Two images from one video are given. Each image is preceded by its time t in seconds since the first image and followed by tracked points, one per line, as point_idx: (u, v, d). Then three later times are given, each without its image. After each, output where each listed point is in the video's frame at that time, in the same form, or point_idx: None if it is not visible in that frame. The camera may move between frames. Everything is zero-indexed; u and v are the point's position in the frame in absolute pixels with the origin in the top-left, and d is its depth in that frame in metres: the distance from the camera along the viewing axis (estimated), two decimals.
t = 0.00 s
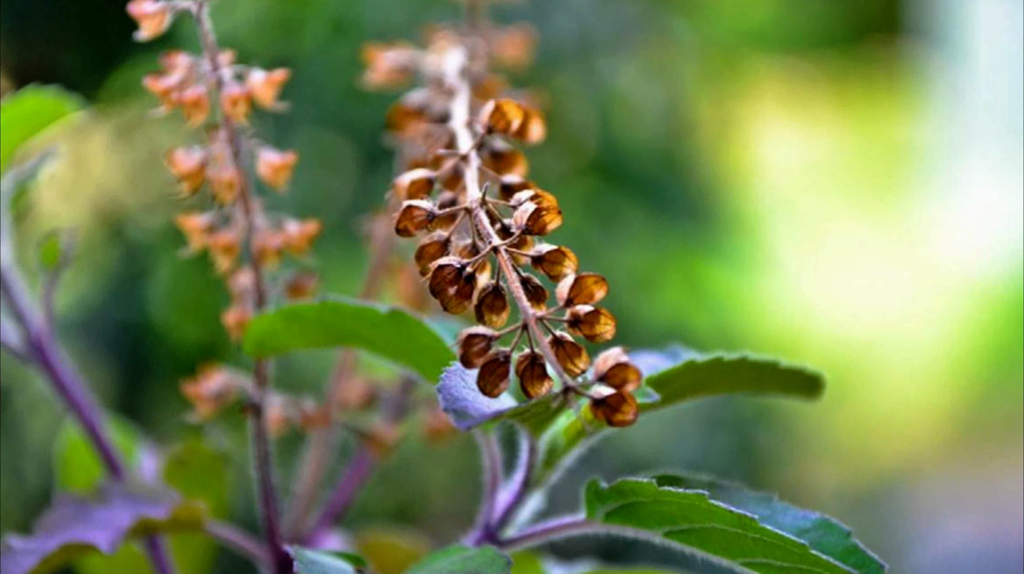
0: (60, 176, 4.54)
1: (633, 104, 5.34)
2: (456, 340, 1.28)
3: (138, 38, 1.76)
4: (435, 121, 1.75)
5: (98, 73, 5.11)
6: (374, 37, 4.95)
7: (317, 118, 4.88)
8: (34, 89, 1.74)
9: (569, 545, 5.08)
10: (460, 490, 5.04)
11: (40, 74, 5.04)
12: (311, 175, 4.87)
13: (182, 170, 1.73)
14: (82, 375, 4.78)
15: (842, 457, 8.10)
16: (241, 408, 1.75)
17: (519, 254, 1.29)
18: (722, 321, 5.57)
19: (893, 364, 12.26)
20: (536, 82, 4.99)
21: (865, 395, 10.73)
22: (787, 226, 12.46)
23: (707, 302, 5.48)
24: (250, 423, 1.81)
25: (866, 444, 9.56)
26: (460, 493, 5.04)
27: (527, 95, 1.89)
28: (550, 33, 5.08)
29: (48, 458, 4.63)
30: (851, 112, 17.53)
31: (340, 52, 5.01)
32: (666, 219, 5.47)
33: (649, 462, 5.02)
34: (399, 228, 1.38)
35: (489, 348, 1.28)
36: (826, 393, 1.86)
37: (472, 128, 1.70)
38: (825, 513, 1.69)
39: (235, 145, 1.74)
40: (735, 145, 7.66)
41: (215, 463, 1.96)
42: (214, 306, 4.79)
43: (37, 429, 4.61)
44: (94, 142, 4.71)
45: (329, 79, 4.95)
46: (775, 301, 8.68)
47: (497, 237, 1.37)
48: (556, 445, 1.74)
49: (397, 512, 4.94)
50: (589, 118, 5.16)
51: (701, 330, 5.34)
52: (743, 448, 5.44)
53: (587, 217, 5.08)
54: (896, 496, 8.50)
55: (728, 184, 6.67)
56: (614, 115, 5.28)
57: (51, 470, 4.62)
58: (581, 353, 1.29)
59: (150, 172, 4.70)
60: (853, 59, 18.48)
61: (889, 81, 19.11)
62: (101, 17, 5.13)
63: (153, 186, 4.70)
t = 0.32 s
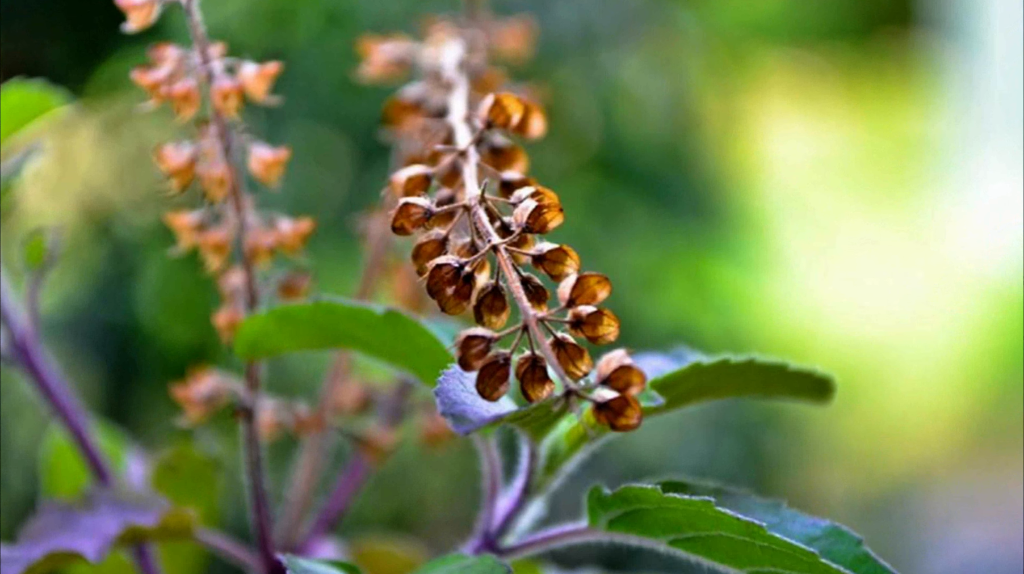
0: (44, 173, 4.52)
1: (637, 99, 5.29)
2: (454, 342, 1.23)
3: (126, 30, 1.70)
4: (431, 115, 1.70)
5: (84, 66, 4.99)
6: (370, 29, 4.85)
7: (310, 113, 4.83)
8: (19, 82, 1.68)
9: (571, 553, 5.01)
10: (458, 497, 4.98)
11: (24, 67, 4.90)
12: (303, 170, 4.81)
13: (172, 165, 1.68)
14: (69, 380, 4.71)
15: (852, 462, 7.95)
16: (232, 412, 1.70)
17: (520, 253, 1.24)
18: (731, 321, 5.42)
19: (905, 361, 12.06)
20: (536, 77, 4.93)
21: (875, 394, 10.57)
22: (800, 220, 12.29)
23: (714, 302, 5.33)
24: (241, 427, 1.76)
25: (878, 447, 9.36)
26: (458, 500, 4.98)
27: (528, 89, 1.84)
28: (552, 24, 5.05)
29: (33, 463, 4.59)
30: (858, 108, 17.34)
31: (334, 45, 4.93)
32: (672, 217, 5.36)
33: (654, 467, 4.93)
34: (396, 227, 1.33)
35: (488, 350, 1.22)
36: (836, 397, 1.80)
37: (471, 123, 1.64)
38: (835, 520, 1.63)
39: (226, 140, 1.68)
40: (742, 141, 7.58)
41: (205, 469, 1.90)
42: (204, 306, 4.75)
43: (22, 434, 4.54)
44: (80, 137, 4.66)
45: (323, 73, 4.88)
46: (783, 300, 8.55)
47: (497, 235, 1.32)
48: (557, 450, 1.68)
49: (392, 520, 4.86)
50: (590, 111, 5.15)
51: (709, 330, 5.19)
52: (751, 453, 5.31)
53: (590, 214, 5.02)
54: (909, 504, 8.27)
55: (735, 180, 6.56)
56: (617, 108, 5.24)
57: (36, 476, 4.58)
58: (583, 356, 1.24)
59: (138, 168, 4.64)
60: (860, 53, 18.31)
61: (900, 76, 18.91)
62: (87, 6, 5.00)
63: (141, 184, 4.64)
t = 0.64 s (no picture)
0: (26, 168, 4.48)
1: (643, 94, 5.08)
2: (452, 343, 1.17)
3: (112, 22, 1.64)
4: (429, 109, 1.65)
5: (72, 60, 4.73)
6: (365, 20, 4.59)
7: (302, 107, 4.50)
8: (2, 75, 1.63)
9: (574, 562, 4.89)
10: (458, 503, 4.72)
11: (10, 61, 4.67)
12: (296, 168, 4.50)
13: (160, 162, 1.62)
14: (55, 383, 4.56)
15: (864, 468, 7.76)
16: (222, 416, 1.64)
17: (520, 251, 1.18)
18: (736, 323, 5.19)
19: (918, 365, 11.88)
20: (537, 68, 4.70)
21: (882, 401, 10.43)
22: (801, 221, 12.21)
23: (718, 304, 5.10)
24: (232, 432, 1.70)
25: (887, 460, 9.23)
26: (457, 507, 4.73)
27: (528, 83, 1.78)
28: (555, 16, 4.78)
29: (17, 470, 4.52)
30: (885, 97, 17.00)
31: (329, 36, 4.62)
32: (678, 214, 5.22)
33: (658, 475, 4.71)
34: (392, 224, 1.27)
35: (487, 352, 1.17)
36: (847, 401, 1.75)
37: (470, 118, 1.59)
38: (847, 527, 1.57)
39: (216, 135, 1.62)
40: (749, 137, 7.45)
41: (195, 475, 1.84)
42: (193, 308, 4.52)
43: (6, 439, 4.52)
44: (66, 132, 4.58)
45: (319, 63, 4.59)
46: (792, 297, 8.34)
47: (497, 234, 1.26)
48: (559, 457, 1.62)
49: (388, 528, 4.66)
50: (595, 108, 4.86)
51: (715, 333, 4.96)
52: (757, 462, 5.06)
53: (593, 213, 4.76)
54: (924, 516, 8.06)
55: (741, 175, 6.43)
56: (621, 103, 5.00)
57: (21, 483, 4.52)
58: (586, 358, 1.18)
59: (126, 164, 4.51)
60: (871, 46, 18.07)
61: (912, 69, 18.66)
62: None
63: (128, 180, 4.53)
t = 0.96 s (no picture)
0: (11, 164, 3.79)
1: (648, 86, 4.77)
2: (450, 346, 1.11)
3: (98, 12, 1.58)
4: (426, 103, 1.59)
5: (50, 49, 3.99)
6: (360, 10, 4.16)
7: (295, 102, 4.10)
8: None
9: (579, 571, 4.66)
10: (455, 511, 4.49)
11: None
12: (290, 164, 4.10)
13: (148, 157, 1.57)
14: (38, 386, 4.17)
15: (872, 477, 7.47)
16: (212, 420, 1.59)
17: (520, 251, 1.13)
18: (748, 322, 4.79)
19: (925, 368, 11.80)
20: (539, 60, 4.41)
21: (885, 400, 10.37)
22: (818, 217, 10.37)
23: (729, 305, 4.70)
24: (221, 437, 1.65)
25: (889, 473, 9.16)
26: (455, 514, 4.49)
27: (529, 75, 1.72)
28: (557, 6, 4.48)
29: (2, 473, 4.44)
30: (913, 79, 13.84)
31: (322, 28, 4.17)
32: (682, 210, 4.75)
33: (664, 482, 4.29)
34: (387, 222, 1.22)
35: (486, 354, 1.11)
36: (859, 405, 1.69)
37: (468, 112, 1.53)
38: (859, 536, 1.51)
39: (206, 130, 1.57)
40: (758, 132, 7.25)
41: (184, 482, 1.79)
42: (183, 310, 4.05)
43: None
44: (50, 126, 3.97)
45: (310, 57, 4.13)
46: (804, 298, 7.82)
47: (497, 232, 1.21)
48: (562, 462, 1.57)
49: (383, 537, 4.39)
50: (597, 100, 4.59)
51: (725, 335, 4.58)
52: (772, 468, 4.66)
53: (595, 209, 4.45)
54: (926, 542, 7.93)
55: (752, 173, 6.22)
56: (624, 96, 4.68)
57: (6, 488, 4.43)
58: (588, 361, 1.13)
59: (113, 160, 3.89)
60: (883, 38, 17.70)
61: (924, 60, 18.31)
62: None
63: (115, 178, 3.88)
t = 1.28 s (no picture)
0: None
1: (652, 80, 4.61)
2: (448, 348, 1.06)
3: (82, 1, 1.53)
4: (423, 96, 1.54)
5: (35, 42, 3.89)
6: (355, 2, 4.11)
7: (287, 94, 4.00)
8: None
9: None
10: (453, 521, 4.31)
11: None
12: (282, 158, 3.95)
13: (135, 153, 1.51)
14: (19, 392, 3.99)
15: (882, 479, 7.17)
16: (202, 425, 1.54)
17: (521, 249, 1.08)
18: (757, 322, 4.57)
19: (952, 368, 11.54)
20: (539, 52, 4.32)
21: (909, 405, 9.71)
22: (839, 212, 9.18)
23: (737, 306, 4.48)
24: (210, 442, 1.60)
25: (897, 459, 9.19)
26: (453, 523, 4.31)
27: (528, 68, 1.67)
28: None
29: None
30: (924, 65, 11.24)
31: (316, 19, 4.09)
32: (687, 208, 4.57)
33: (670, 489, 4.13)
34: (383, 220, 1.17)
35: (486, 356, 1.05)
36: (871, 409, 1.63)
37: (467, 106, 1.47)
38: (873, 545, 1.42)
39: (194, 124, 1.52)
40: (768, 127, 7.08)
41: (173, 490, 1.69)
42: (171, 310, 3.97)
43: None
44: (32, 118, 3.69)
45: (303, 49, 4.06)
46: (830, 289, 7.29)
47: (497, 229, 1.16)
48: (562, 469, 1.50)
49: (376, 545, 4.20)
50: (600, 94, 4.47)
51: (732, 338, 4.37)
52: (779, 474, 4.50)
53: (597, 207, 4.29)
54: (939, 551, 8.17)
55: (764, 172, 6.01)
56: (627, 90, 4.55)
57: None
58: (592, 363, 1.07)
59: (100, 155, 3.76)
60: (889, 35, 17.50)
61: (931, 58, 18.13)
62: None
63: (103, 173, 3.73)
